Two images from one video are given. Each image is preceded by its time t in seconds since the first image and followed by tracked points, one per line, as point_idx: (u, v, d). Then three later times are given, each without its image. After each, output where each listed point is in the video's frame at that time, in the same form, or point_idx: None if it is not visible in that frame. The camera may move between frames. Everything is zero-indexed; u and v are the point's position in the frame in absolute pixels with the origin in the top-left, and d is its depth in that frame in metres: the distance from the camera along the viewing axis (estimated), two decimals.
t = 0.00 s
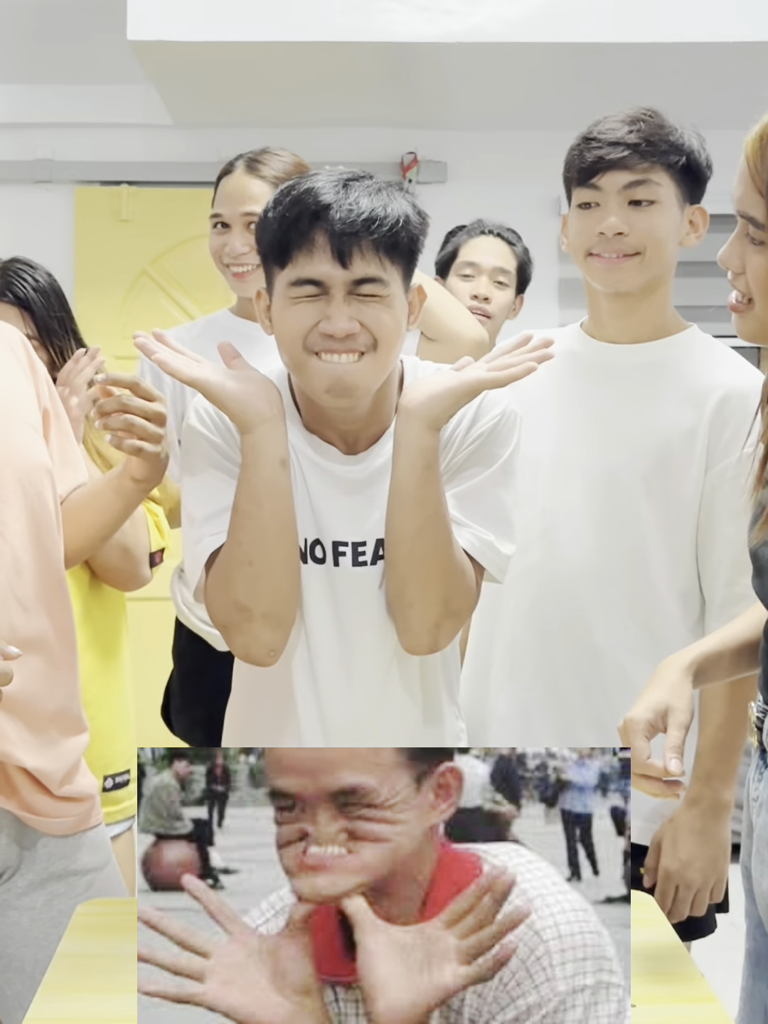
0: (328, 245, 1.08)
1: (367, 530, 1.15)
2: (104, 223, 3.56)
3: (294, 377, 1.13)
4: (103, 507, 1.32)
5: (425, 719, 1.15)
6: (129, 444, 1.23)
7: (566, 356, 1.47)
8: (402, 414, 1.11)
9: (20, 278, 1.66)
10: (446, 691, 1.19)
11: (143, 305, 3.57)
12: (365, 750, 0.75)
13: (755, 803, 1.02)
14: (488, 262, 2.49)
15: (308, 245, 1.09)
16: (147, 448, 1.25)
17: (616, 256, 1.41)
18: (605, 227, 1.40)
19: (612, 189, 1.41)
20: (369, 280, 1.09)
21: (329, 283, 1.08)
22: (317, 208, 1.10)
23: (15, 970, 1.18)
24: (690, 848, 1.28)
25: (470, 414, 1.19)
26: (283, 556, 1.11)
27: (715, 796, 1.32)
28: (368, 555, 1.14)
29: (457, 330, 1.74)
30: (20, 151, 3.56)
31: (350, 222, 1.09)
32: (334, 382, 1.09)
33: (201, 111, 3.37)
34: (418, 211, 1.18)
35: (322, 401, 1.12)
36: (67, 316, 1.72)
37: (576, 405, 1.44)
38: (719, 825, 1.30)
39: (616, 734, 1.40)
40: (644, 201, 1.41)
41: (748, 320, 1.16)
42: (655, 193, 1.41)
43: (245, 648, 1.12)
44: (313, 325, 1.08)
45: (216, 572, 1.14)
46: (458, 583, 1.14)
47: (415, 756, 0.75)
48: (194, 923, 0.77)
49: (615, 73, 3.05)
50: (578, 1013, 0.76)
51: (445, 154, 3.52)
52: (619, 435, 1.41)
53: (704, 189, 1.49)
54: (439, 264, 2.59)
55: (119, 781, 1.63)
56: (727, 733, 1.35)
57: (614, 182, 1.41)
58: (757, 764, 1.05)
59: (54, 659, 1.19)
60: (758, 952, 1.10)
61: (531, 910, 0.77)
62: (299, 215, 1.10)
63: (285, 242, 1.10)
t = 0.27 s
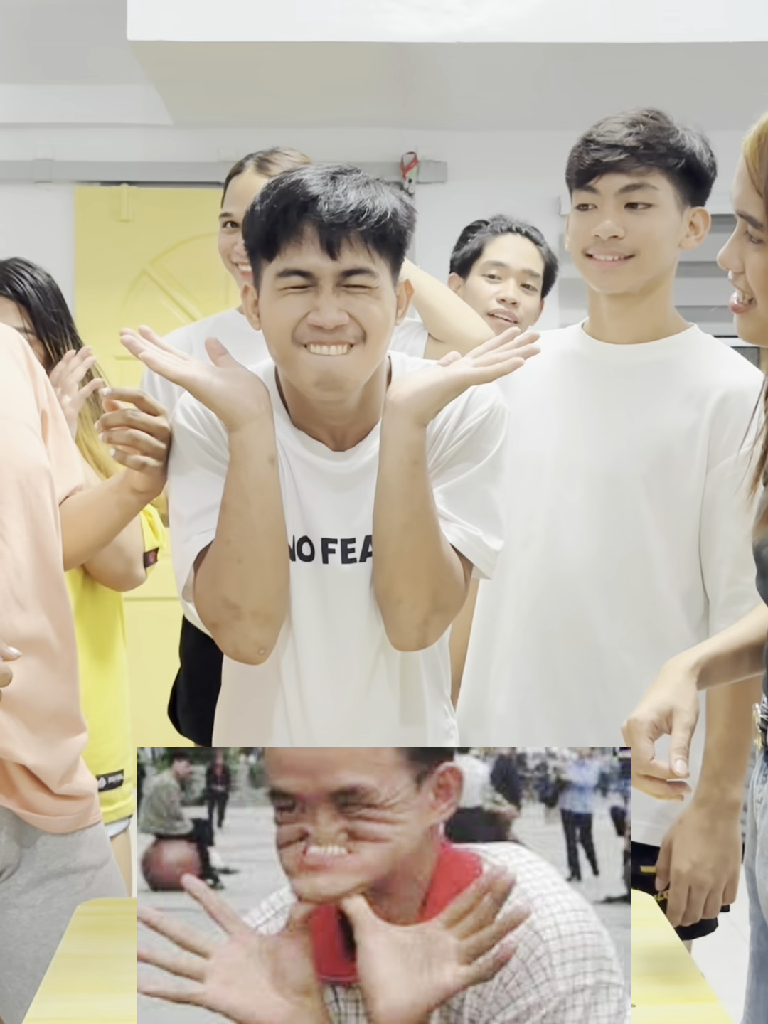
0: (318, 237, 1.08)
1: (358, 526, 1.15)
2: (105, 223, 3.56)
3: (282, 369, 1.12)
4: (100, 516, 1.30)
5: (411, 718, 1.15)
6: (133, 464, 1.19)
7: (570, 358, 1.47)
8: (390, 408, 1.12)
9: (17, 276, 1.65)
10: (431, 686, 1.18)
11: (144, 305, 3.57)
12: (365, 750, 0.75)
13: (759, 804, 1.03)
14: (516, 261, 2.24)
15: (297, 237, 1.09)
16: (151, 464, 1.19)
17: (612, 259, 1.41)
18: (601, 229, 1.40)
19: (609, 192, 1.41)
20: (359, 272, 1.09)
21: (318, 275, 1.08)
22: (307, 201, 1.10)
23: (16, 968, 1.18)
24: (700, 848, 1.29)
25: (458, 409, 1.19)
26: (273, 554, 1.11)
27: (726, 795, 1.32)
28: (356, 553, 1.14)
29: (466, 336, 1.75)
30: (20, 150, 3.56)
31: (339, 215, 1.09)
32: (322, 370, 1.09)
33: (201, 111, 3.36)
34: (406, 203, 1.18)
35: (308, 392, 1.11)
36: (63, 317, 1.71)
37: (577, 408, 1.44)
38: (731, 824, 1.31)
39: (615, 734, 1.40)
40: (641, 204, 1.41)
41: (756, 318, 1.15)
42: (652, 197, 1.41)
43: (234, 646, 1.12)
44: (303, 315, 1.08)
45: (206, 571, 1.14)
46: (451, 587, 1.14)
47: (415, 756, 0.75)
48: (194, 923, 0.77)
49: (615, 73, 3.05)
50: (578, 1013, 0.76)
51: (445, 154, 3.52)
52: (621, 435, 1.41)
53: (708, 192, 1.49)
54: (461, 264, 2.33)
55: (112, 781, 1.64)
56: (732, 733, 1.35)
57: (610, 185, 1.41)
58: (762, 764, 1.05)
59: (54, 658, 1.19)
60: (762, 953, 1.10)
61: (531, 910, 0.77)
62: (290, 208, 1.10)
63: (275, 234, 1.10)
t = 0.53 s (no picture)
0: (316, 224, 1.09)
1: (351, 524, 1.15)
2: (105, 223, 3.56)
3: (277, 360, 1.12)
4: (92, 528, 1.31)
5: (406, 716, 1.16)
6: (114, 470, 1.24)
7: (576, 359, 1.47)
8: (383, 405, 1.11)
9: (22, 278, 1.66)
10: (424, 683, 1.19)
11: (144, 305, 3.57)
12: (365, 750, 0.75)
13: (761, 805, 1.03)
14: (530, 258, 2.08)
15: (295, 224, 1.09)
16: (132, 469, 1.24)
17: (621, 260, 1.41)
18: (611, 229, 1.40)
19: (620, 192, 1.41)
20: (358, 261, 1.09)
21: (315, 263, 1.09)
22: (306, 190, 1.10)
23: (13, 966, 1.19)
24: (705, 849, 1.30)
25: (454, 406, 1.19)
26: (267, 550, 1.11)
27: (729, 796, 1.33)
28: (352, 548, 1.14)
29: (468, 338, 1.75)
30: (20, 151, 3.56)
31: (339, 206, 1.09)
32: (317, 360, 1.09)
33: (201, 111, 3.36)
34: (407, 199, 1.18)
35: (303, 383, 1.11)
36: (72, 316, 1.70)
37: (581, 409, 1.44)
38: (735, 826, 1.32)
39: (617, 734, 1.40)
40: (652, 205, 1.41)
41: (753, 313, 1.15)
42: (664, 198, 1.41)
43: (224, 641, 1.12)
44: (299, 303, 1.08)
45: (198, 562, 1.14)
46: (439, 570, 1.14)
47: (415, 756, 0.75)
48: (194, 923, 0.77)
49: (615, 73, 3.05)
50: (578, 1013, 0.76)
51: (445, 154, 3.52)
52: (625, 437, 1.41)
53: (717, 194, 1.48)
54: (470, 251, 2.16)
55: (113, 781, 1.64)
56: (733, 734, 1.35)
57: (622, 186, 1.41)
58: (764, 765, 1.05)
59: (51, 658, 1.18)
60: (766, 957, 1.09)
61: (531, 910, 0.77)
62: (288, 195, 1.10)
63: (272, 222, 1.10)
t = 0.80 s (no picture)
0: (317, 141, 1.09)
1: (356, 489, 1.12)
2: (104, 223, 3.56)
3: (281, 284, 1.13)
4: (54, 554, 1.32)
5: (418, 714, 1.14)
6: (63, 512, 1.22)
7: (583, 360, 1.47)
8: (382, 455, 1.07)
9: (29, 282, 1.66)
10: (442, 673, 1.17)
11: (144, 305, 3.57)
12: (365, 750, 0.75)
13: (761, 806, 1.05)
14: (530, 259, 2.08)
15: (297, 145, 1.10)
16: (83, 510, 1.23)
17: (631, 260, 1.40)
18: (623, 227, 1.39)
19: (633, 190, 1.40)
20: (358, 176, 1.09)
21: (316, 178, 1.09)
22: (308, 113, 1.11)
23: (8, 965, 1.27)
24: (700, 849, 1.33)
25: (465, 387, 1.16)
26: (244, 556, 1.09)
27: (726, 797, 1.33)
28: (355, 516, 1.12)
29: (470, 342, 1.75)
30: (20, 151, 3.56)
31: (340, 126, 1.10)
32: (318, 275, 1.09)
33: (202, 111, 3.37)
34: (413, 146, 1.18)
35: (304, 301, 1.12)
36: (83, 319, 1.69)
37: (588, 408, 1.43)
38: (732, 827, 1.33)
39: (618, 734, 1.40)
40: (665, 203, 1.40)
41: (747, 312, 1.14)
42: (677, 197, 1.40)
43: (169, 636, 1.14)
44: (300, 218, 1.09)
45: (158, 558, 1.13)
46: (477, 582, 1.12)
47: (415, 757, 0.75)
48: (194, 923, 0.77)
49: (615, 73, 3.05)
50: (578, 1013, 0.76)
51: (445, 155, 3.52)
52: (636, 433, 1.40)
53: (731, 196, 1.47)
54: (470, 248, 2.15)
55: (120, 781, 1.63)
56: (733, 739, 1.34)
57: (636, 185, 1.40)
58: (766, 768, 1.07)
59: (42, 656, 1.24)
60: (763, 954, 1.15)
61: (531, 910, 0.77)
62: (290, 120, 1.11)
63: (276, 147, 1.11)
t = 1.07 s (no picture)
0: (320, 111, 1.10)
1: (364, 458, 1.12)
2: (104, 223, 3.56)
3: (287, 254, 1.12)
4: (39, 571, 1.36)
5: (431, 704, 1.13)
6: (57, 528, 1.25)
7: (588, 360, 1.47)
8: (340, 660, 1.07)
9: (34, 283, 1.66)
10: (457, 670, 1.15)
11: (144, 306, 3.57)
12: (365, 750, 0.75)
13: (750, 804, 1.10)
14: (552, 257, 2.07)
15: (299, 117, 1.10)
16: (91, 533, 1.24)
17: (635, 256, 1.40)
18: (627, 224, 1.40)
19: (636, 187, 1.41)
20: (360, 144, 1.10)
21: (320, 147, 1.10)
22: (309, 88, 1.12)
23: None
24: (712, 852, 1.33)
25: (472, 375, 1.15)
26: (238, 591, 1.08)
27: (732, 799, 1.34)
28: (364, 482, 1.12)
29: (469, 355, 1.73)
30: (20, 151, 3.56)
31: (341, 95, 1.10)
32: (326, 239, 1.09)
33: (201, 110, 3.36)
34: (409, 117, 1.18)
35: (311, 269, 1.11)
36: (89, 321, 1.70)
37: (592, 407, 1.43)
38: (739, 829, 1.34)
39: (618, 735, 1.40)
40: (666, 201, 1.41)
41: (746, 307, 1.10)
42: (679, 195, 1.41)
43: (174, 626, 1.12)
44: (306, 186, 1.09)
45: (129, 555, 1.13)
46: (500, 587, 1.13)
47: (415, 757, 0.75)
48: (194, 923, 0.77)
49: (615, 73, 3.05)
50: (578, 1013, 0.76)
51: (445, 154, 3.52)
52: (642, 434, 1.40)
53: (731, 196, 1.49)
54: (496, 254, 2.16)
55: (129, 781, 1.62)
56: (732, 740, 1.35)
57: (638, 184, 1.41)
58: (754, 764, 1.11)
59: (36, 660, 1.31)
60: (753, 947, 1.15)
61: (531, 910, 0.77)
62: (292, 95, 1.11)
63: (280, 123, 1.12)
